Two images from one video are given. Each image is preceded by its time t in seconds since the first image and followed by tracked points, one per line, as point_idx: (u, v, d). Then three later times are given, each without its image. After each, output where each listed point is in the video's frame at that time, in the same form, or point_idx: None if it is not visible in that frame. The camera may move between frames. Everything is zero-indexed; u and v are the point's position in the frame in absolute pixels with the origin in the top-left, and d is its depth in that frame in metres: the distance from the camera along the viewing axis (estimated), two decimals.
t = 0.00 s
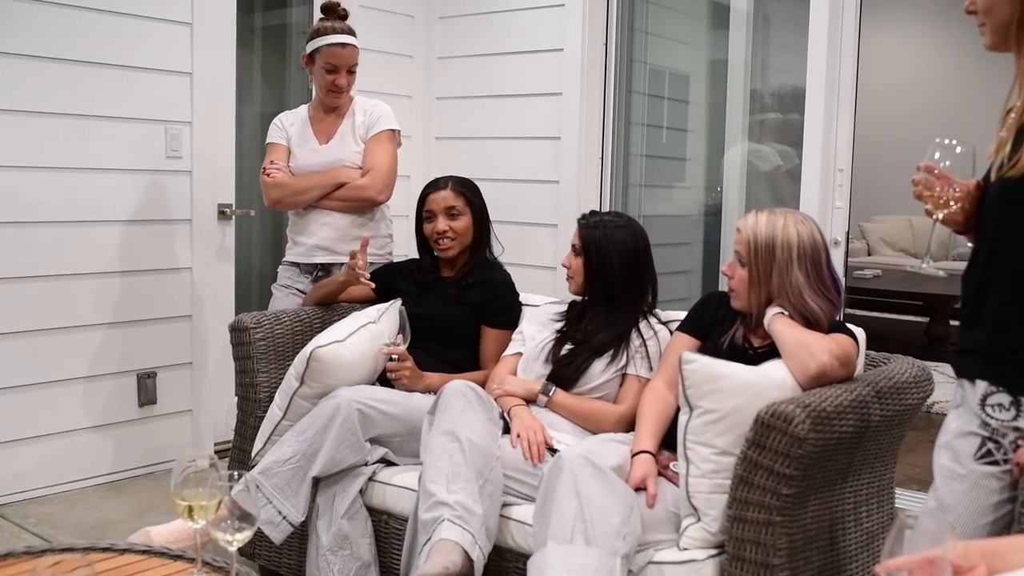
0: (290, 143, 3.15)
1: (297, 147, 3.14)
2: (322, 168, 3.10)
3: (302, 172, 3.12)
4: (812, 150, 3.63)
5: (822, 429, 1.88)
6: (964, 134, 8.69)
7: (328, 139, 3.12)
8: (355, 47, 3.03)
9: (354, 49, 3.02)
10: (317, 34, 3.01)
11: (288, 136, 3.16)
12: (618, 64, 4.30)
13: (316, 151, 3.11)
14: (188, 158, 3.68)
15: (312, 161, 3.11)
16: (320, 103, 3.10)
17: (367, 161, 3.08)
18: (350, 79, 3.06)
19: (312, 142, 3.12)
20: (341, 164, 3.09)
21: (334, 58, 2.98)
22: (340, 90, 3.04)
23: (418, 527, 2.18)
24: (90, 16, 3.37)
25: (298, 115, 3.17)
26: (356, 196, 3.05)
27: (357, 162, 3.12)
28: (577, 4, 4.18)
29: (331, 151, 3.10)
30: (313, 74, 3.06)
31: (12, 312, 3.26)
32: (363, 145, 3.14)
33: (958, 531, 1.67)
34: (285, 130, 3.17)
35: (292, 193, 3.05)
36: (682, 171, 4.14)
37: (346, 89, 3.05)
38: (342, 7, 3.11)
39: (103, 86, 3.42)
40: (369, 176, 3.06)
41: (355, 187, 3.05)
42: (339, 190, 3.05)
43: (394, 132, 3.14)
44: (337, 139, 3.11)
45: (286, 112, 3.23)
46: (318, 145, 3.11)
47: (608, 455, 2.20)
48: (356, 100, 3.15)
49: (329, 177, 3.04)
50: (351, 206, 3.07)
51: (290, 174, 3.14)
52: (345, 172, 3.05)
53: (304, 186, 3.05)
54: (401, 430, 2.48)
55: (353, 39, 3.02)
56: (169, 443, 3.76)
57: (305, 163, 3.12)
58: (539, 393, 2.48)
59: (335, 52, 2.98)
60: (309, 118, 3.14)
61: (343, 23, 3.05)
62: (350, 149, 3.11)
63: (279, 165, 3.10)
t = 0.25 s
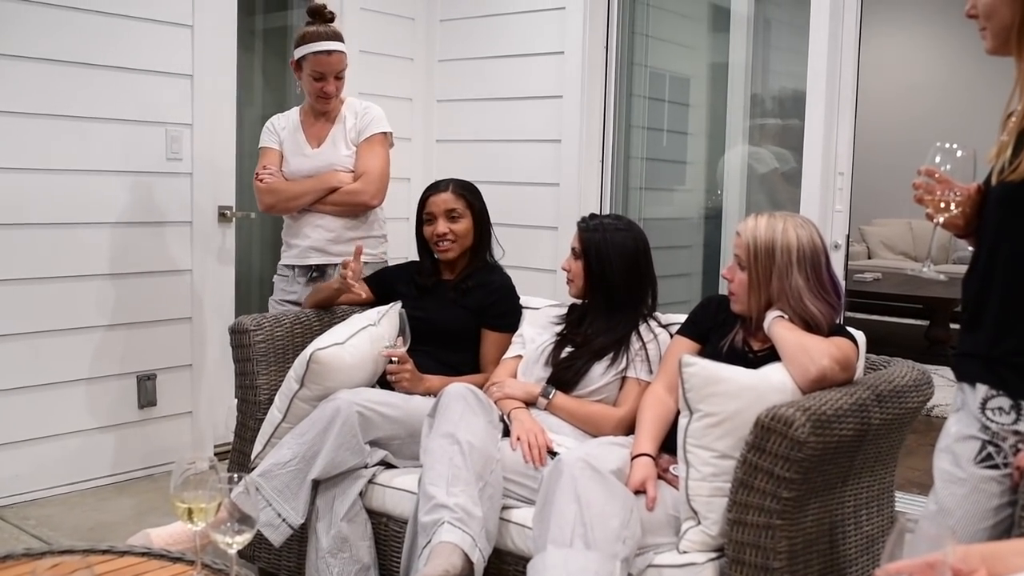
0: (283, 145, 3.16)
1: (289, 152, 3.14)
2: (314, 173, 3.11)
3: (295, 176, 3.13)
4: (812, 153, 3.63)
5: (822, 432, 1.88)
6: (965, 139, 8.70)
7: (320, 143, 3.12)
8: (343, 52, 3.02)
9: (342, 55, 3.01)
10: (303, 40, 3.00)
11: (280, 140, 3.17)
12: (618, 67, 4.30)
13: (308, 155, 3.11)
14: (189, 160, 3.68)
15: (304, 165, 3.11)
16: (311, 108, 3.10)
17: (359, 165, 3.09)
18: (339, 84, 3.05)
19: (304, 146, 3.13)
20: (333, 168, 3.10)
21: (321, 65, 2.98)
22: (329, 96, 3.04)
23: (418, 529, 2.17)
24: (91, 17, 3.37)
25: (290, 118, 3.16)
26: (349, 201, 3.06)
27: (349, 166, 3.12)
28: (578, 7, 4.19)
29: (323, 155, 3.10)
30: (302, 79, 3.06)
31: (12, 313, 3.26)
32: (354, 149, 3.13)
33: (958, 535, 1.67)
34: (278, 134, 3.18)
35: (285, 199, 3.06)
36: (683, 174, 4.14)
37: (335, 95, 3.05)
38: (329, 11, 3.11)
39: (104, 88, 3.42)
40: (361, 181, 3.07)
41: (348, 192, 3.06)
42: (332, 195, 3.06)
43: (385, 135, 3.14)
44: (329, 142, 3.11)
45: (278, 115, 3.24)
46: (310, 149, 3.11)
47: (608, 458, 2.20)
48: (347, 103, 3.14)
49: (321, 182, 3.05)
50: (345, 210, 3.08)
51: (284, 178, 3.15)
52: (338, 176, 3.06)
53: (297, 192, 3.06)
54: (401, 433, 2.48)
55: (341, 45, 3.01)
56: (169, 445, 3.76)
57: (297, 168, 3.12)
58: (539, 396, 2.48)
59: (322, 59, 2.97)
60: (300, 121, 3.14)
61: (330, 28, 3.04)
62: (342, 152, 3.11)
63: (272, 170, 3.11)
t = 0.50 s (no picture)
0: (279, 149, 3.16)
1: (284, 155, 3.15)
2: (308, 177, 3.11)
3: (290, 179, 3.14)
4: (812, 158, 3.63)
5: (821, 437, 1.88)
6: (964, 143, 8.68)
7: (315, 148, 3.13)
8: (339, 60, 3.00)
9: (337, 63, 3.00)
10: (298, 47, 2.99)
11: (276, 142, 3.17)
12: (618, 71, 4.31)
13: (302, 160, 3.11)
14: (188, 164, 3.68)
15: (298, 170, 3.12)
16: (307, 112, 3.10)
17: (351, 172, 3.09)
18: (334, 91, 3.05)
19: (299, 150, 3.13)
20: (326, 174, 3.10)
21: (316, 74, 2.98)
22: (324, 104, 3.04)
23: (417, 534, 2.17)
24: (91, 21, 3.37)
25: (286, 119, 3.16)
26: (341, 208, 3.07)
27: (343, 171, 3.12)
28: (577, 11, 4.19)
29: (317, 161, 3.10)
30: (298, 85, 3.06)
31: (11, 317, 3.26)
32: (348, 154, 3.13)
33: (957, 541, 1.67)
34: (274, 135, 3.17)
35: (279, 203, 3.08)
36: (682, 179, 4.14)
37: (330, 102, 3.05)
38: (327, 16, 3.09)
39: (103, 92, 3.43)
40: (353, 189, 3.07)
41: (340, 200, 3.07)
42: (325, 201, 3.07)
43: (380, 141, 3.13)
44: (323, 147, 3.12)
45: (275, 116, 3.23)
46: (304, 153, 3.12)
47: (607, 463, 2.20)
48: (344, 107, 3.13)
49: (314, 188, 3.06)
50: (337, 217, 3.10)
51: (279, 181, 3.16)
52: (331, 182, 3.07)
53: (290, 196, 3.07)
54: (400, 437, 2.48)
55: (337, 53, 3.00)
56: (168, 449, 3.76)
57: (291, 172, 3.13)
58: (538, 400, 2.48)
59: (317, 68, 2.97)
60: (297, 124, 3.14)
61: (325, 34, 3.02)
62: (336, 157, 3.12)
63: (266, 173, 3.12)
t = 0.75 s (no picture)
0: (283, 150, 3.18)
1: (289, 156, 3.16)
2: (310, 181, 3.13)
3: (293, 181, 3.15)
4: (815, 159, 3.63)
5: (825, 439, 1.88)
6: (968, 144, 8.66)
7: (318, 150, 3.14)
8: (341, 66, 3.00)
9: (340, 69, 3.00)
10: (300, 51, 3.00)
11: (281, 143, 3.19)
12: (622, 72, 4.31)
13: (306, 162, 3.13)
14: (192, 166, 3.69)
15: (301, 172, 3.13)
16: (312, 115, 3.11)
17: (353, 176, 3.10)
18: (337, 96, 3.06)
19: (303, 152, 3.14)
20: (327, 178, 3.11)
21: (318, 80, 2.99)
22: (326, 108, 3.05)
23: (421, 535, 2.17)
24: (95, 24, 3.38)
25: (292, 119, 3.16)
26: (341, 212, 3.08)
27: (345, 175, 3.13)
28: (581, 12, 4.19)
29: (319, 163, 3.11)
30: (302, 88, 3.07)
31: (16, 318, 3.27)
32: (350, 157, 3.14)
33: (962, 542, 1.67)
34: (280, 136, 3.19)
35: (282, 205, 3.10)
36: (685, 180, 4.14)
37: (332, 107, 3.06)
38: (331, 19, 3.09)
39: (107, 94, 3.43)
40: (354, 193, 3.08)
41: (340, 204, 3.08)
42: (326, 205, 3.08)
43: (382, 146, 3.13)
44: (326, 150, 3.13)
45: (282, 115, 3.23)
46: (308, 156, 3.13)
47: (611, 464, 2.20)
48: (348, 109, 3.13)
49: (315, 192, 3.07)
50: (337, 221, 3.11)
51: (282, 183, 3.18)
52: (332, 186, 3.08)
53: (292, 199, 3.09)
54: (404, 438, 2.48)
55: (339, 58, 3.00)
56: (172, 450, 3.76)
57: (294, 174, 3.14)
58: (542, 402, 2.48)
59: (319, 75, 2.98)
60: (302, 125, 3.15)
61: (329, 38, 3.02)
62: (338, 161, 3.12)
63: (271, 174, 3.13)
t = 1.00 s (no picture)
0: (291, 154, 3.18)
1: (298, 159, 3.16)
2: (319, 185, 3.13)
3: (303, 185, 3.15)
4: (819, 161, 3.63)
5: (830, 441, 1.88)
6: (972, 146, 8.65)
7: (326, 154, 3.14)
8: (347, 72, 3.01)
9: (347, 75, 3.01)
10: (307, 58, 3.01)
11: (290, 147, 3.19)
12: (625, 75, 4.32)
13: (314, 166, 3.13)
14: (197, 169, 3.69)
15: (310, 177, 3.13)
16: (320, 120, 3.11)
17: (361, 180, 3.11)
18: (344, 103, 3.06)
19: (312, 156, 3.14)
20: (336, 183, 3.12)
21: (327, 87, 2.99)
22: (335, 115, 3.06)
23: (426, 537, 2.18)
24: (100, 27, 3.39)
25: (300, 123, 3.17)
26: (350, 217, 3.10)
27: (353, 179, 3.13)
28: (584, 15, 4.20)
29: (328, 168, 3.12)
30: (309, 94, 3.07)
31: (21, 321, 3.27)
32: (359, 162, 3.14)
33: (967, 545, 1.66)
34: (288, 140, 3.19)
35: (291, 210, 3.11)
36: (689, 182, 4.14)
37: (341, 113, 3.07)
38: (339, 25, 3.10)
39: (112, 97, 3.44)
40: (362, 198, 3.09)
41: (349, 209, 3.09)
42: (335, 209, 3.09)
43: (390, 150, 3.13)
44: (335, 154, 3.13)
45: (290, 118, 3.24)
46: (317, 160, 3.13)
47: (615, 467, 2.20)
48: (355, 113, 3.14)
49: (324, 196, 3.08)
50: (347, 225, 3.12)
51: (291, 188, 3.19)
52: (340, 191, 3.09)
53: (301, 204, 3.09)
54: (409, 441, 2.48)
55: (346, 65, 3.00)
56: (176, 453, 3.77)
57: (302, 178, 3.15)
58: (546, 404, 2.48)
59: (326, 82, 2.99)
60: (311, 129, 3.15)
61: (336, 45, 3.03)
62: (347, 165, 3.13)
63: (280, 178, 3.13)
